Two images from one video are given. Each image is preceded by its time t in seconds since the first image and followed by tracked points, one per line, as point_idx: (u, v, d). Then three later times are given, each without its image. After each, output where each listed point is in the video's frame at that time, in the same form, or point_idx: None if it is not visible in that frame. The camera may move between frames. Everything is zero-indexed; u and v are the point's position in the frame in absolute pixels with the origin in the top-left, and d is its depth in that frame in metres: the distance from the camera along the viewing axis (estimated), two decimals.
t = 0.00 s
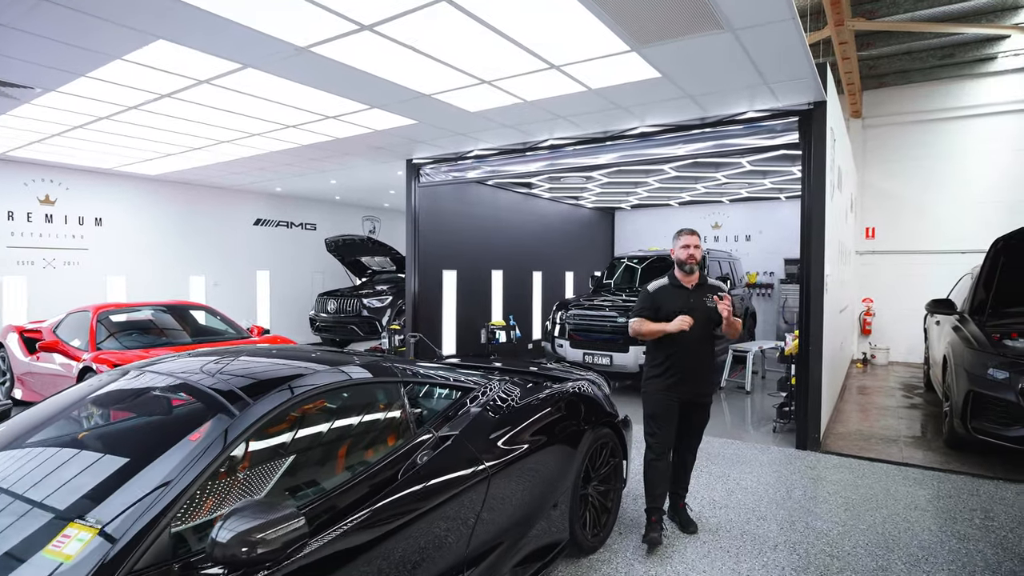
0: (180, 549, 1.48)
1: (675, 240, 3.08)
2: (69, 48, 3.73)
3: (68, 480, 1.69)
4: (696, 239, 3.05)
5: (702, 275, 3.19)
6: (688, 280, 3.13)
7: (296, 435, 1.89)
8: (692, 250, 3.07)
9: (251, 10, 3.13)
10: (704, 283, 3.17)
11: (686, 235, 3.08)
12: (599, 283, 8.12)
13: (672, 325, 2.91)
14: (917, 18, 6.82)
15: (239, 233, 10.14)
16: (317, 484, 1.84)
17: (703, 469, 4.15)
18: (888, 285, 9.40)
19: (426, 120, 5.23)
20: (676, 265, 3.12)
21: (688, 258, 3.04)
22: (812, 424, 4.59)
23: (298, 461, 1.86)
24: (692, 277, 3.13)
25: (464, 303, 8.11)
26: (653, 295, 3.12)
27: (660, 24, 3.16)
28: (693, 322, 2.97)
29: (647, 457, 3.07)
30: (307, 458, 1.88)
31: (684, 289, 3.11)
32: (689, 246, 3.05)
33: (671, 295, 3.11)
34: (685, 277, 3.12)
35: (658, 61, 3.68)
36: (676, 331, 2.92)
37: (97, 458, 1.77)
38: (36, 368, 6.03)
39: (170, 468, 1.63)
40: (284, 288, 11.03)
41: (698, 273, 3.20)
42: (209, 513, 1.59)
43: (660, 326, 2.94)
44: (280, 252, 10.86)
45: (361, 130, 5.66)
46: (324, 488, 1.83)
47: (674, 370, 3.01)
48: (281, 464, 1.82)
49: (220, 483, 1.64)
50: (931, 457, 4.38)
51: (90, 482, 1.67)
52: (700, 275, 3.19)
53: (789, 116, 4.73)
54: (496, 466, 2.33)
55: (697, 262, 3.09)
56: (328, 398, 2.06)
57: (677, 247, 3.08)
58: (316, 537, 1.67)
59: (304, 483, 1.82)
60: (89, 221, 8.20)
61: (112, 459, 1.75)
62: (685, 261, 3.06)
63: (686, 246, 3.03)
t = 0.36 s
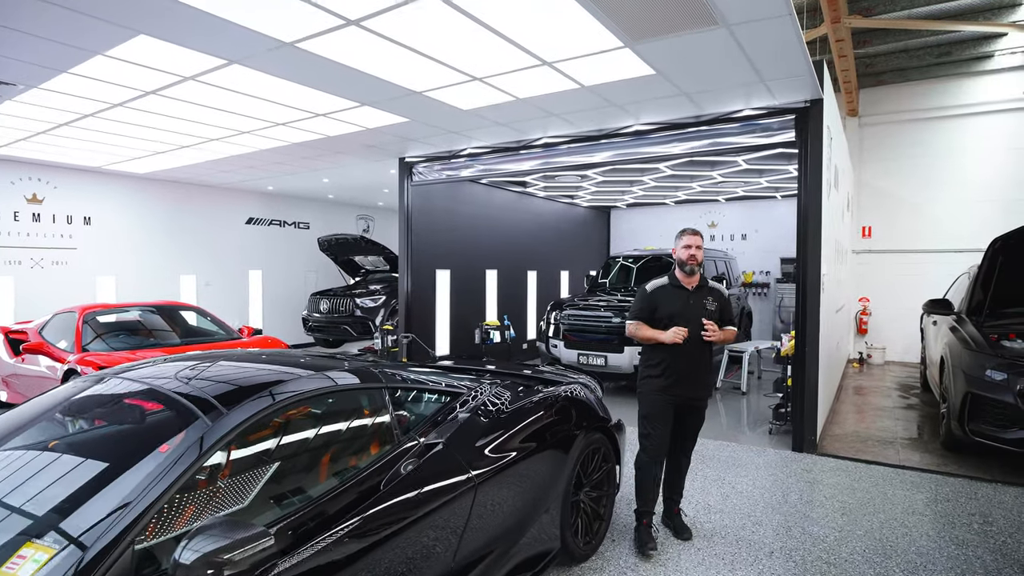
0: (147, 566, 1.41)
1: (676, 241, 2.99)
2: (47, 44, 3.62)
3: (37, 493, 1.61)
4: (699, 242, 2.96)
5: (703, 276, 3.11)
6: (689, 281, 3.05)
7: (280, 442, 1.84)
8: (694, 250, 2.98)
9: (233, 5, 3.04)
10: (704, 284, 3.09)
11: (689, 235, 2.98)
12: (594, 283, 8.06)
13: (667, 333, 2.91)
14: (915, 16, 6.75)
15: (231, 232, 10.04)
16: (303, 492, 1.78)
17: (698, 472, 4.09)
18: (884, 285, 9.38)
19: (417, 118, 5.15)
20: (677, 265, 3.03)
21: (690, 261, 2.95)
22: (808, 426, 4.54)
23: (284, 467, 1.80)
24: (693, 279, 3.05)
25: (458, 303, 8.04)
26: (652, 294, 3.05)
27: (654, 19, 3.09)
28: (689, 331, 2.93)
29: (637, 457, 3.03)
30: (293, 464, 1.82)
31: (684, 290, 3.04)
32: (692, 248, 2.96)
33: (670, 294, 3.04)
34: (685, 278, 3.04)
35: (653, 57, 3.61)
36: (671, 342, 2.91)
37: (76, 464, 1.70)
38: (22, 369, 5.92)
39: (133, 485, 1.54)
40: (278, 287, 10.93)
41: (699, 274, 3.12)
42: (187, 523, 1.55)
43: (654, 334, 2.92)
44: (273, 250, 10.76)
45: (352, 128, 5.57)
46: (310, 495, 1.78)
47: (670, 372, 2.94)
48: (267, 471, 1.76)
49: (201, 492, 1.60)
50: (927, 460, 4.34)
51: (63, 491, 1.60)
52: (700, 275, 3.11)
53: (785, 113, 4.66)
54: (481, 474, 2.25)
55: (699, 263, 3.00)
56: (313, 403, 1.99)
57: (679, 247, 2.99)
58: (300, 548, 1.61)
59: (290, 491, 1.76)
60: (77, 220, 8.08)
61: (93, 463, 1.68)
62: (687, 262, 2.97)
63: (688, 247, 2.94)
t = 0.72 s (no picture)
0: None
1: (675, 241, 2.93)
2: (27, 39, 3.53)
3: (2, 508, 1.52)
4: (699, 243, 2.89)
5: (700, 278, 3.05)
6: (685, 283, 2.98)
7: (266, 448, 1.79)
8: (692, 251, 2.90)
9: None
10: (702, 287, 3.03)
11: (687, 235, 2.92)
12: (591, 282, 7.99)
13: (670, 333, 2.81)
14: (914, 12, 6.68)
15: (224, 231, 9.95)
16: (288, 500, 1.73)
17: (694, 476, 4.02)
18: (883, 284, 9.32)
19: (410, 115, 5.07)
20: (675, 267, 2.95)
21: (689, 262, 2.88)
22: (806, 429, 4.48)
23: (270, 474, 1.75)
24: (690, 280, 2.97)
25: (453, 303, 7.97)
26: (649, 294, 2.99)
27: (650, 13, 3.01)
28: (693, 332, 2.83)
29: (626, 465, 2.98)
30: (279, 472, 1.77)
31: (680, 291, 2.97)
32: (690, 249, 2.89)
33: (665, 296, 2.97)
34: (683, 280, 2.97)
35: (648, 53, 3.53)
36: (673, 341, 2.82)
37: (57, 469, 1.63)
38: (10, 371, 5.84)
39: (94, 503, 1.46)
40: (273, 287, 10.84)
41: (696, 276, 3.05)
42: (167, 533, 1.49)
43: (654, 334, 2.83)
44: (267, 249, 10.67)
45: (343, 125, 5.49)
46: (295, 503, 1.73)
47: (664, 375, 2.87)
48: (251, 478, 1.71)
49: (181, 501, 1.55)
50: (926, 462, 4.28)
51: (41, 498, 1.53)
52: (698, 278, 3.05)
53: (783, 111, 4.59)
54: (468, 484, 2.18)
55: (696, 265, 2.92)
56: (298, 409, 1.92)
57: (678, 247, 2.92)
58: (288, 556, 1.56)
59: (274, 498, 1.71)
60: (68, 220, 7.99)
61: (68, 471, 1.61)
62: (685, 264, 2.88)
63: (687, 247, 2.88)
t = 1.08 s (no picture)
0: None
1: (665, 241, 2.84)
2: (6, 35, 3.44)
3: None
4: (689, 243, 2.81)
5: (693, 278, 2.97)
6: (678, 284, 2.91)
7: (250, 455, 1.70)
8: (682, 252, 2.83)
9: None
10: (694, 287, 2.95)
11: (677, 235, 2.83)
12: (588, 281, 7.92)
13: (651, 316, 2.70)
14: (915, 8, 6.60)
15: (219, 231, 9.88)
16: (273, 507, 1.66)
17: (691, 480, 3.94)
18: (883, 284, 9.25)
19: (403, 113, 4.99)
20: (665, 268, 2.88)
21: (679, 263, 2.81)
22: (806, 431, 4.40)
23: (255, 481, 1.67)
24: (682, 282, 2.90)
25: (449, 303, 7.89)
26: (640, 296, 2.90)
27: (644, 7, 2.93)
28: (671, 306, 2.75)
29: (619, 473, 2.91)
30: (266, 477, 1.69)
31: (673, 293, 2.89)
32: (680, 249, 2.81)
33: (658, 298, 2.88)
34: (674, 280, 2.89)
35: (644, 49, 3.45)
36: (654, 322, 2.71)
37: (36, 472, 1.54)
38: None
39: (44, 522, 1.37)
40: (268, 286, 10.76)
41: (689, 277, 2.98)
42: (144, 543, 1.41)
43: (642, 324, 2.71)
44: (262, 248, 10.59)
45: (336, 123, 5.41)
46: (280, 510, 1.66)
47: (659, 379, 2.79)
48: (234, 486, 1.62)
49: (160, 510, 1.47)
50: (927, 465, 4.21)
51: (12, 504, 1.45)
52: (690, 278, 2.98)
53: (782, 108, 4.51)
54: (456, 492, 2.11)
55: (688, 266, 2.85)
56: (282, 414, 1.83)
57: (667, 248, 2.84)
58: (278, 562, 1.53)
59: (260, 505, 1.63)
60: (60, 219, 7.91)
61: (36, 480, 1.51)
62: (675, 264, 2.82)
63: (676, 248, 2.80)
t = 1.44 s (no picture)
0: None
1: (648, 239, 2.76)
2: None
3: None
4: (674, 239, 2.73)
5: (681, 276, 2.90)
6: (666, 283, 2.84)
7: (234, 459, 1.63)
8: (667, 249, 2.75)
9: None
10: (683, 285, 2.89)
11: (660, 232, 2.75)
12: (586, 281, 7.84)
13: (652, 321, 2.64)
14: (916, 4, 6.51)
15: (214, 230, 9.80)
16: (256, 513, 1.58)
17: (688, 484, 3.87)
18: (884, 283, 9.16)
19: (397, 109, 4.91)
20: (651, 267, 2.81)
21: (666, 261, 2.74)
22: (805, 434, 4.32)
23: (239, 485, 1.60)
24: (670, 280, 2.84)
25: (445, 302, 7.82)
26: (630, 294, 2.81)
27: None
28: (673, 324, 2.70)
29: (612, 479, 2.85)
30: (251, 482, 1.63)
31: (662, 292, 2.82)
32: (664, 247, 2.74)
33: (647, 297, 2.81)
34: (661, 279, 2.83)
35: (639, 42, 3.37)
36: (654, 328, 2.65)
37: (13, 470, 1.44)
38: None
39: None
40: (265, 286, 10.68)
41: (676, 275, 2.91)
42: (122, 550, 1.33)
43: (637, 322, 2.64)
44: (258, 247, 10.51)
45: (329, 120, 5.32)
46: (263, 516, 1.59)
47: (651, 383, 2.71)
48: (218, 490, 1.56)
49: (137, 517, 1.40)
50: (929, 468, 4.13)
51: None
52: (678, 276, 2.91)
53: (781, 105, 4.43)
54: (444, 498, 2.04)
55: (674, 263, 2.78)
56: (264, 417, 1.76)
57: (651, 246, 2.76)
58: (262, 569, 1.46)
59: (244, 511, 1.57)
60: (53, 217, 7.84)
61: None
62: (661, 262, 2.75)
63: (661, 246, 2.73)
